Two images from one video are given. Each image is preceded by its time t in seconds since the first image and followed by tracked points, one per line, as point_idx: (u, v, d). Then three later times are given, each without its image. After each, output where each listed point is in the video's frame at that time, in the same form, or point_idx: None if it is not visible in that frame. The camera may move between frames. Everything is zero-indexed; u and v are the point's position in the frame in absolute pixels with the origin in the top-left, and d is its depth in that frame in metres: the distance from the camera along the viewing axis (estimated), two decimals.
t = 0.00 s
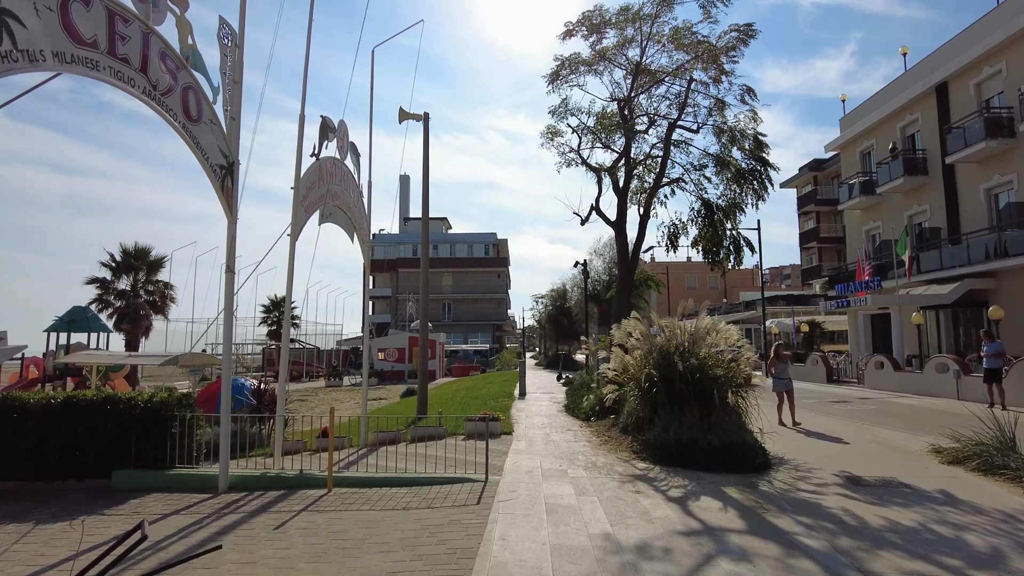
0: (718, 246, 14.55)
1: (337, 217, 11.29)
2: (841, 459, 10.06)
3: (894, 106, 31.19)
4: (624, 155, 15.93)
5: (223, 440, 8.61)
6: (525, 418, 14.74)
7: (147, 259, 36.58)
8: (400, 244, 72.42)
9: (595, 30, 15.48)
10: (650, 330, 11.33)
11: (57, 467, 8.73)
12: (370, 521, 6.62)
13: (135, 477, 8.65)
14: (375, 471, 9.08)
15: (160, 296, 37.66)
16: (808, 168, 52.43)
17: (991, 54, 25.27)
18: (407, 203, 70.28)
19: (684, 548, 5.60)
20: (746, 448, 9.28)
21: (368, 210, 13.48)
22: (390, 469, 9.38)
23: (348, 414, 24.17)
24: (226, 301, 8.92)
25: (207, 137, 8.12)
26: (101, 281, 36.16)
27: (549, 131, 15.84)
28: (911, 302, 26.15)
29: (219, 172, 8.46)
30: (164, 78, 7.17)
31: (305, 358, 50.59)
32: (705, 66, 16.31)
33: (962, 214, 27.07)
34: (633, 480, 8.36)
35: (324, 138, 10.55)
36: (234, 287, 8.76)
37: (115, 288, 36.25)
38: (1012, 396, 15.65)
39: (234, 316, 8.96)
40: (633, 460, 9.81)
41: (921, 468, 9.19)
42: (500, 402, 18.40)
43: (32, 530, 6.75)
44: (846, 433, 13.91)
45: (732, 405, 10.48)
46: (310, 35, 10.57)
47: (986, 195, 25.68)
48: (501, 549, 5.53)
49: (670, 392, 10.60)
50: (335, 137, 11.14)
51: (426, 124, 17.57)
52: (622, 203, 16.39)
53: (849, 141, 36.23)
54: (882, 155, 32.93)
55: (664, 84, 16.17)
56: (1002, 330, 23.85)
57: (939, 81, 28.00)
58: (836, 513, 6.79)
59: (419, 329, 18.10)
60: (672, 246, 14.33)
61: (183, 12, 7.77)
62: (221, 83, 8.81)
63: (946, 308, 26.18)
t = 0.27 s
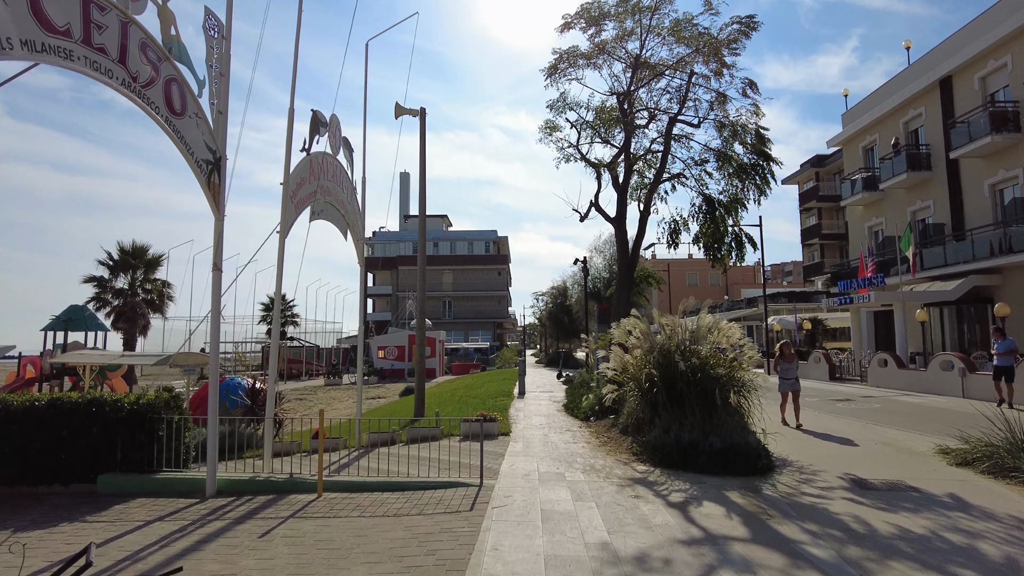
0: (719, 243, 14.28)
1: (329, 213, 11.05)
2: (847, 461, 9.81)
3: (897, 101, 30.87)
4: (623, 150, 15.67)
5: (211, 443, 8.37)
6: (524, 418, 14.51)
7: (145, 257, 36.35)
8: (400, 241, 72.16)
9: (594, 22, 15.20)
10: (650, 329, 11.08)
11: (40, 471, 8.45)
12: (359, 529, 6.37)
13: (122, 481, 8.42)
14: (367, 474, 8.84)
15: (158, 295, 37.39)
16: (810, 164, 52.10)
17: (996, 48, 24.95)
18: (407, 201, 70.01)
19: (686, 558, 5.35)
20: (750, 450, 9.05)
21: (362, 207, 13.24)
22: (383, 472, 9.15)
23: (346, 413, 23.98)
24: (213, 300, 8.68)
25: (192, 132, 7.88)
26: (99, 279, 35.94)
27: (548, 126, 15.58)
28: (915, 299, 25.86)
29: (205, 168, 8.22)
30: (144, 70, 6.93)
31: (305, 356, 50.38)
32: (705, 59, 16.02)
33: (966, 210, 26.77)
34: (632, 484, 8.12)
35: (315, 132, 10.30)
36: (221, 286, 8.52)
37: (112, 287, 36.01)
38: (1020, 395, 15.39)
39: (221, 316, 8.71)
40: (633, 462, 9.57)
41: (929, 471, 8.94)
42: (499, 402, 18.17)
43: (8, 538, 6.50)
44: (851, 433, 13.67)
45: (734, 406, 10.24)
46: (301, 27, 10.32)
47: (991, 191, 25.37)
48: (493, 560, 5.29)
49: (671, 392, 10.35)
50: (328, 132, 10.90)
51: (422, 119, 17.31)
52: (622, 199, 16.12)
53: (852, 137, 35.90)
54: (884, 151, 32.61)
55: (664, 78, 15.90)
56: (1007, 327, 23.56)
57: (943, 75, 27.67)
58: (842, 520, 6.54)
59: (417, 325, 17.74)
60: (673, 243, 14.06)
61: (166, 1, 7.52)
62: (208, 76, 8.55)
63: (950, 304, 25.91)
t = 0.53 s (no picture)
0: (724, 240, 14.04)
1: (327, 210, 10.84)
2: (857, 462, 9.59)
3: (902, 97, 30.56)
4: (626, 146, 15.43)
5: (204, 445, 8.17)
6: (526, 418, 14.29)
7: (145, 256, 36.18)
8: (402, 240, 71.96)
9: (597, 16, 14.97)
10: (655, 327, 10.87)
11: (31, 472, 8.28)
12: (355, 535, 6.16)
13: (113, 483, 8.21)
14: (364, 476, 8.64)
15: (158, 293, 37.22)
16: (814, 162, 51.77)
17: (1003, 43, 24.65)
18: (409, 199, 69.80)
19: (693, 566, 5.14)
20: (756, 452, 8.84)
21: (361, 203, 13.03)
22: (382, 474, 8.94)
23: (347, 412, 23.81)
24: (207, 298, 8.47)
25: (184, 125, 7.68)
26: (99, 278, 35.78)
27: (550, 121, 15.34)
28: (921, 297, 25.60)
29: (197, 162, 8.03)
30: (133, 61, 6.73)
31: (306, 355, 50.20)
32: (710, 53, 15.77)
33: (973, 207, 26.48)
34: (636, 486, 7.90)
35: (312, 127, 10.09)
36: (214, 284, 8.31)
37: (113, 286, 35.86)
38: None
39: (215, 315, 8.51)
40: (637, 464, 9.36)
41: (941, 473, 8.71)
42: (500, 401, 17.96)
43: None
44: (859, 433, 13.43)
45: (741, 406, 10.02)
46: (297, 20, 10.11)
47: (999, 188, 25.08)
48: (493, 568, 5.08)
49: (675, 392, 10.13)
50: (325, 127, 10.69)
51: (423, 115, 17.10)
52: (625, 196, 15.89)
53: (856, 134, 35.60)
54: (889, 148, 32.32)
55: (668, 72, 15.65)
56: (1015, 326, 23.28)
57: (949, 71, 27.37)
58: (855, 525, 6.32)
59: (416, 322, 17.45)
60: (677, 240, 13.83)
61: None
62: (200, 68, 8.34)
63: (956, 303, 25.63)
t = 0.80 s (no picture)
0: (733, 237, 13.77)
1: (328, 205, 10.61)
2: (871, 465, 9.31)
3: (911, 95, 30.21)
4: (633, 141, 15.16)
5: (200, 446, 7.93)
6: (530, 418, 14.04)
7: (147, 254, 36.04)
8: (405, 239, 71.76)
9: (603, 9, 14.70)
10: (663, 326, 10.62)
11: (22, 474, 8.05)
12: (353, 541, 5.91)
13: (105, 485, 7.97)
14: (365, 479, 8.40)
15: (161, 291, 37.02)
16: (819, 161, 51.39)
17: (1014, 39, 24.29)
18: (412, 198, 69.59)
19: None
20: (769, 455, 8.57)
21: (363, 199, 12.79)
22: (382, 476, 8.69)
23: (349, 412, 23.59)
24: (203, 295, 8.23)
25: (179, 115, 7.45)
26: (101, 276, 35.63)
27: (555, 116, 15.08)
28: (930, 297, 25.25)
29: (193, 154, 7.79)
30: (125, 47, 6.51)
31: (309, 354, 50.03)
32: (718, 48, 15.48)
33: (983, 206, 26.13)
34: (646, 490, 7.64)
35: (312, 119, 9.85)
36: (211, 280, 8.08)
37: (115, 284, 35.71)
38: None
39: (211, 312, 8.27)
40: (645, 466, 9.10)
41: (960, 477, 8.43)
42: (504, 402, 17.71)
43: None
44: (871, 436, 13.14)
45: (752, 407, 9.75)
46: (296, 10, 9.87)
47: (1009, 186, 24.73)
48: None
49: (684, 393, 9.86)
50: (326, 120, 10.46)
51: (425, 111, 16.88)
52: (631, 192, 15.62)
53: (863, 132, 35.24)
54: (897, 146, 31.96)
55: (675, 67, 15.38)
56: None
57: (959, 68, 27.02)
58: (876, 533, 6.04)
59: (419, 320, 17.19)
60: (685, 238, 13.55)
61: None
62: (197, 58, 8.08)
63: (965, 302, 25.29)
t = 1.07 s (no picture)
0: (742, 236, 13.48)
1: (328, 203, 10.36)
2: (887, 472, 9.03)
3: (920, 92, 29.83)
4: (640, 138, 14.88)
5: (195, 450, 7.70)
6: (534, 421, 13.80)
7: (150, 253, 35.91)
8: (409, 238, 71.59)
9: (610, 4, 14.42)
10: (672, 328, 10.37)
11: (14, 477, 7.85)
12: (352, 552, 5.67)
13: (98, 491, 7.76)
14: (365, 485, 8.16)
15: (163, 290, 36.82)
16: (825, 160, 50.99)
17: None
18: (415, 197, 69.38)
19: None
20: (782, 461, 8.31)
21: (365, 198, 12.55)
22: (383, 482, 8.45)
23: (352, 412, 23.39)
24: (199, 294, 7.99)
25: (174, 109, 7.21)
26: (103, 275, 35.51)
27: (560, 113, 14.82)
28: (939, 297, 24.90)
29: (189, 149, 7.56)
30: (116, 38, 6.28)
31: (311, 353, 49.88)
32: (727, 43, 15.18)
33: (994, 205, 25.77)
34: (655, 498, 7.38)
35: (312, 114, 9.61)
36: (207, 279, 7.84)
37: (117, 283, 35.58)
38: None
39: (208, 312, 8.02)
40: (654, 472, 8.84)
41: (980, 485, 8.15)
42: (507, 403, 17.46)
43: None
44: (883, 440, 12.84)
45: (763, 411, 9.49)
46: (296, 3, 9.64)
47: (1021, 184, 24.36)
48: None
49: (695, 396, 9.61)
50: (327, 116, 10.24)
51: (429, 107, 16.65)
52: (638, 190, 15.34)
53: (871, 131, 34.86)
54: (906, 145, 31.59)
55: (683, 63, 15.08)
56: None
57: (970, 65, 26.65)
58: (899, 546, 5.78)
59: (421, 319, 16.92)
60: (693, 237, 13.27)
61: None
62: (193, 50, 7.83)
63: (975, 303, 24.94)
